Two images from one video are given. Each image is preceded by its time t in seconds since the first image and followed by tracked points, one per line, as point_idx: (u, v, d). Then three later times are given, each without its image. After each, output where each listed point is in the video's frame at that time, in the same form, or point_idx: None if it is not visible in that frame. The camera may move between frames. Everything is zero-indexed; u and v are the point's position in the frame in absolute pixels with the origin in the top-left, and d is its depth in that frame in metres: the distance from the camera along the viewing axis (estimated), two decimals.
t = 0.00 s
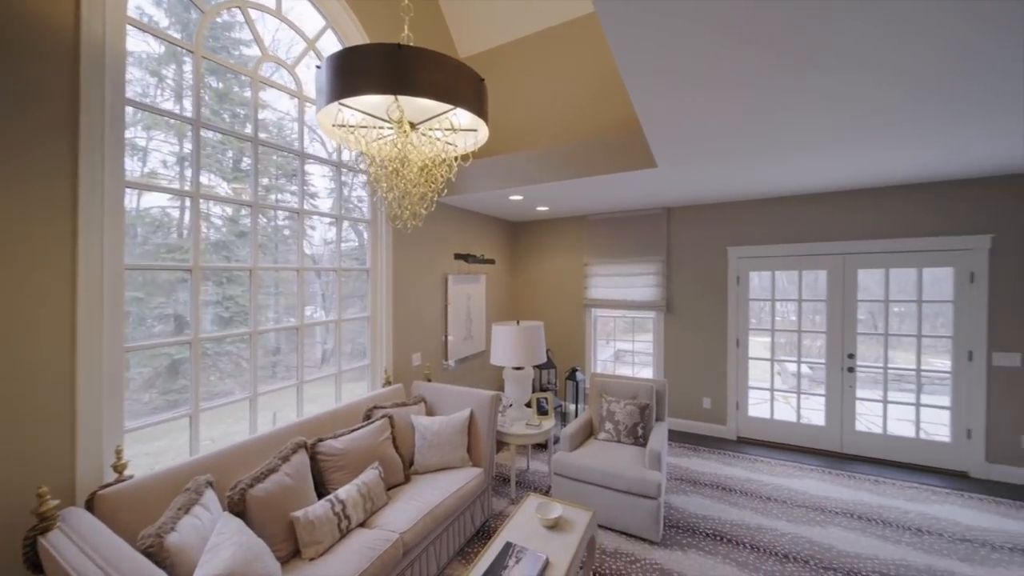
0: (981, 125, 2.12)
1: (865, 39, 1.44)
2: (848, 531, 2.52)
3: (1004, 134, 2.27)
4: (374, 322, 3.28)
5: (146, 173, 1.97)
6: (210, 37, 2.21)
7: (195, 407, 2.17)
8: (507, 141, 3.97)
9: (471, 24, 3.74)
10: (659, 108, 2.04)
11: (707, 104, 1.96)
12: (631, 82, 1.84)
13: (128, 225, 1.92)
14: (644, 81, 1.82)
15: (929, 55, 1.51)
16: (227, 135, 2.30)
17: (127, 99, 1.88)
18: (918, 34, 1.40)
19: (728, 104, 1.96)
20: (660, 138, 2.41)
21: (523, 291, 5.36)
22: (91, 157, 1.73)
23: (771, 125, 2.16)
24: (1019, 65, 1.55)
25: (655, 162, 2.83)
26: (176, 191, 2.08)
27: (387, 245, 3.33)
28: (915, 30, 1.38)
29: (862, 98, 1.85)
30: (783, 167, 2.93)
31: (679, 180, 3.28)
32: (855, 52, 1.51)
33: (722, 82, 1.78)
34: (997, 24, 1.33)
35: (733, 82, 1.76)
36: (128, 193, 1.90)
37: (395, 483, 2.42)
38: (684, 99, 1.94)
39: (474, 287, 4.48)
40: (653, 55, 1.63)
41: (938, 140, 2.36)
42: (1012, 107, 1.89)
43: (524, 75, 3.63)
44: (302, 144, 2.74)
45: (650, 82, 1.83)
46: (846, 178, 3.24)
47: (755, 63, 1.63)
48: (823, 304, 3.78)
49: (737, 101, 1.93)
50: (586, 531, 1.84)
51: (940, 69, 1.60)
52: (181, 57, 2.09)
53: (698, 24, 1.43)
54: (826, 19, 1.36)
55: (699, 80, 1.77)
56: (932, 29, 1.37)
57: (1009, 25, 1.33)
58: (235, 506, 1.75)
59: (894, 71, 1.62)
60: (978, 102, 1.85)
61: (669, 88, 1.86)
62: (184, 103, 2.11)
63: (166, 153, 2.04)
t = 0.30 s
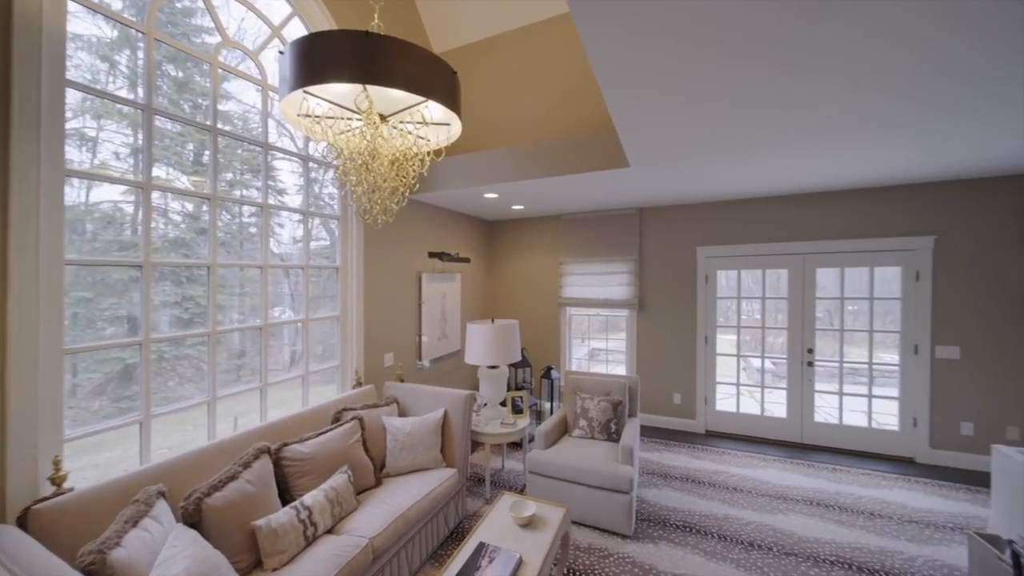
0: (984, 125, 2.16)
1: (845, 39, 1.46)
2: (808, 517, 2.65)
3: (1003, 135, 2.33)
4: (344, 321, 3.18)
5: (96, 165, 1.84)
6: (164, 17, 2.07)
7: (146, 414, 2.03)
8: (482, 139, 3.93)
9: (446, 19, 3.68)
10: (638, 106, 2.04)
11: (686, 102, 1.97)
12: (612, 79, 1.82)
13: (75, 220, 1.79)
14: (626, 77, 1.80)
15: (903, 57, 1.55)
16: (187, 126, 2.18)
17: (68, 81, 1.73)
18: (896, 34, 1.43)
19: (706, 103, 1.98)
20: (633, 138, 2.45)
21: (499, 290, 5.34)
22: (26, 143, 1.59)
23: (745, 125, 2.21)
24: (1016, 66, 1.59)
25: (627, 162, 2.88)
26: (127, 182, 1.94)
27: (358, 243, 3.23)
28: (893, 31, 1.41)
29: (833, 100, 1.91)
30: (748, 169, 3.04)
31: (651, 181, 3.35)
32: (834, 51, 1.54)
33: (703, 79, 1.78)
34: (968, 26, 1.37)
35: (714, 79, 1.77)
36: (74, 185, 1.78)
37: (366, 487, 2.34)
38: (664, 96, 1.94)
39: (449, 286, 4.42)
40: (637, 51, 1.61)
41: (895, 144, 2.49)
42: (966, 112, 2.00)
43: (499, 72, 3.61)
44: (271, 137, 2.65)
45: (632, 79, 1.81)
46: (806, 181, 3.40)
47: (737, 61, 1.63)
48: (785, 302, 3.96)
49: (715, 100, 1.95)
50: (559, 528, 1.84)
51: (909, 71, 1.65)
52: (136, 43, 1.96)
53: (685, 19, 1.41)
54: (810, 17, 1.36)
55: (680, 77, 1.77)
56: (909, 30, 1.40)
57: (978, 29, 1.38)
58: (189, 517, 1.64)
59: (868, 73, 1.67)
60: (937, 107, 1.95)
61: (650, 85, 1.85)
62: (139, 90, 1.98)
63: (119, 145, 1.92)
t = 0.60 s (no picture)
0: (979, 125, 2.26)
1: (832, 36, 1.50)
2: (772, 506, 2.76)
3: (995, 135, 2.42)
4: (313, 321, 3.07)
5: (40, 153, 1.72)
6: None
7: (93, 421, 1.88)
8: (457, 136, 3.88)
9: (420, 13, 3.62)
10: (622, 102, 2.05)
11: (670, 98, 1.99)
12: (600, 74, 1.81)
13: (14, 214, 1.67)
14: (614, 72, 1.80)
15: (881, 57, 1.61)
16: (144, 115, 2.06)
17: None
18: (884, 33, 1.48)
19: (689, 100, 2.01)
20: (608, 137, 2.48)
21: (475, 290, 5.30)
22: None
23: (723, 123, 2.26)
24: (1001, 67, 1.66)
25: (601, 162, 2.92)
26: (74, 169, 1.83)
27: (328, 240, 3.12)
28: (882, 30, 1.45)
29: (810, 99, 1.97)
30: (717, 170, 3.14)
31: (624, 180, 3.40)
32: (820, 49, 1.58)
33: (688, 76, 1.80)
34: (950, 26, 1.43)
35: (699, 76, 1.79)
36: (15, 175, 1.67)
37: (336, 492, 2.26)
38: (649, 93, 1.95)
39: (423, 285, 4.35)
40: (628, 45, 1.60)
41: (858, 146, 2.62)
42: (937, 114, 2.11)
43: (475, 69, 3.58)
44: (236, 128, 2.52)
45: (619, 74, 1.81)
46: (770, 183, 3.55)
47: (725, 57, 1.65)
48: (750, 299, 4.11)
49: (699, 96, 1.97)
50: (534, 526, 1.84)
51: (886, 71, 1.72)
52: (85, 26, 1.83)
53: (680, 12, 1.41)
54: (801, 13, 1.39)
55: (667, 74, 1.79)
56: (894, 29, 1.45)
57: (955, 30, 1.44)
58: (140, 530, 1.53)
59: (848, 72, 1.73)
60: (903, 109, 2.05)
61: (632, 82, 1.87)
62: (85, 73, 1.84)
63: (66, 133, 1.80)
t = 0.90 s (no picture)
0: (984, 125, 2.29)
1: (828, 36, 1.52)
2: (739, 495, 2.86)
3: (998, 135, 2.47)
4: (281, 321, 2.96)
5: None
6: None
7: (34, 429, 1.74)
8: (434, 132, 3.83)
9: (394, 7, 3.56)
10: (609, 98, 2.04)
11: (657, 95, 1.99)
12: (590, 69, 1.79)
13: None
14: (605, 68, 1.78)
15: (869, 58, 1.65)
16: (96, 104, 1.93)
17: None
18: (878, 34, 1.50)
19: (666, 100, 2.04)
20: (583, 137, 2.51)
21: (452, 288, 5.25)
22: None
23: (704, 123, 2.29)
24: (996, 67, 1.70)
25: (576, 161, 2.95)
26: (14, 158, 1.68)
27: (297, 237, 3.01)
28: (877, 30, 1.48)
29: (790, 101, 2.02)
30: (688, 171, 3.23)
31: (599, 180, 3.45)
32: (819, 49, 1.60)
33: (678, 72, 1.80)
34: (944, 25, 1.45)
35: (672, 77, 1.83)
36: None
37: (305, 496, 2.18)
38: (637, 89, 1.95)
39: (398, 283, 4.27)
40: (624, 39, 1.58)
41: (826, 149, 2.73)
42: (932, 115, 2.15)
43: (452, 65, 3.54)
44: (199, 119, 2.40)
45: (611, 69, 1.79)
46: (738, 184, 3.68)
47: (718, 54, 1.65)
48: (719, 297, 4.25)
49: (686, 94, 1.98)
50: (509, 524, 1.83)
51: (880, 71, 1.75)
52: (27, 6, 1.71)
53: (680, 4, 1.39)
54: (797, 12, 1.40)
55: (659, 70, 1.77)
56: (885, 28, 1.48)
57: (951, 30, 1.47)
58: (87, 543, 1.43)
59: (837, 72, 1.76)
60: (875, 112, 2.14)
61: (606, 82, 1.89)
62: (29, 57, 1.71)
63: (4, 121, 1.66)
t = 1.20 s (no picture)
0: (972, 126, 2.39)
1: (843, 36, 1.57)
2: (710, 486, 2.95)
3: (992, 135, 2.56)
4: (249, 320, 2.85)
5: None
6: None
7: None
8: (409, 130, 3.66)
9: None
10: (593, 93, 2.03)
11: (641, 91, 2.00)
12: (579, 62, 1.77)
13: None
14: (592, 63, 1.77)
15: (850, 57, 1.70)
16: (45, 90, 1.81)
17: None
18: (890, 34, 1.55)
19: (640, 99, 2.08)
20: (559, 134, 2.52)
21: (429, 286, 5.18)
22: None
23: (685, 121, 2.32)
24: (999, 67, 1.77)
25: (552, 159, 2.97)
26: None
27: (265, 232, 2.91)
28: (889, 31, 1.53)
29: (767, 100, 2.07)
30: (662, 170, 3.30)
31: (576, 178, 3.48)
32: (835, 49, 1.65)
33: (666, 67, 1.79)
34: (950, 26, 1.50)
35: (646, 76, 1.86)
36: None
37: (274, 500, 2.11)
38: (624, 84, 1.94)
39: (373, 282, 4.18)
40: (618, 30, 1.55)
41: (796, 150, 2.84)
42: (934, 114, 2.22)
43: (429, 60, 3.49)
44: (162, 110, 2.28)
45: (601, 62, 1.76)
46: (709, 185, 3.79)
47: (691, 54, 1.69)
48: (691, 294, 4.37)
49: (672, 91, 1.99)
50: (483, 522, 1.81)
51: (891, 72, 1.81)
52: None
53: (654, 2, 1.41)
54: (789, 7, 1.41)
55: (650, 64, 1.76)
56: (871, 26, 1.51)
57: (959, 30, 1.52)
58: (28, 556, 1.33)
59: (821, 70, 1.80)
60: (848, 113, 2.22)
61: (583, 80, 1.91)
62: None
63: None
